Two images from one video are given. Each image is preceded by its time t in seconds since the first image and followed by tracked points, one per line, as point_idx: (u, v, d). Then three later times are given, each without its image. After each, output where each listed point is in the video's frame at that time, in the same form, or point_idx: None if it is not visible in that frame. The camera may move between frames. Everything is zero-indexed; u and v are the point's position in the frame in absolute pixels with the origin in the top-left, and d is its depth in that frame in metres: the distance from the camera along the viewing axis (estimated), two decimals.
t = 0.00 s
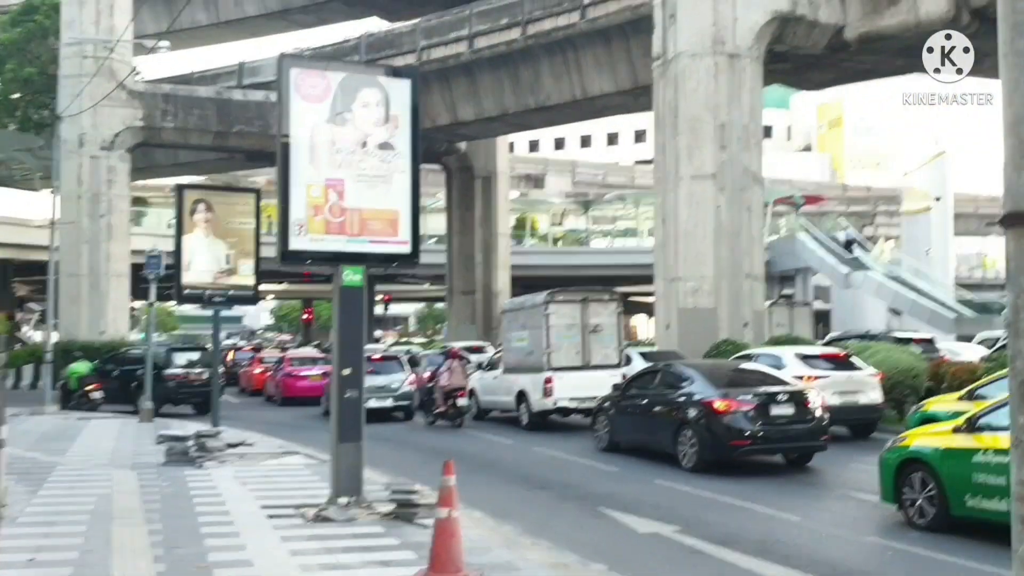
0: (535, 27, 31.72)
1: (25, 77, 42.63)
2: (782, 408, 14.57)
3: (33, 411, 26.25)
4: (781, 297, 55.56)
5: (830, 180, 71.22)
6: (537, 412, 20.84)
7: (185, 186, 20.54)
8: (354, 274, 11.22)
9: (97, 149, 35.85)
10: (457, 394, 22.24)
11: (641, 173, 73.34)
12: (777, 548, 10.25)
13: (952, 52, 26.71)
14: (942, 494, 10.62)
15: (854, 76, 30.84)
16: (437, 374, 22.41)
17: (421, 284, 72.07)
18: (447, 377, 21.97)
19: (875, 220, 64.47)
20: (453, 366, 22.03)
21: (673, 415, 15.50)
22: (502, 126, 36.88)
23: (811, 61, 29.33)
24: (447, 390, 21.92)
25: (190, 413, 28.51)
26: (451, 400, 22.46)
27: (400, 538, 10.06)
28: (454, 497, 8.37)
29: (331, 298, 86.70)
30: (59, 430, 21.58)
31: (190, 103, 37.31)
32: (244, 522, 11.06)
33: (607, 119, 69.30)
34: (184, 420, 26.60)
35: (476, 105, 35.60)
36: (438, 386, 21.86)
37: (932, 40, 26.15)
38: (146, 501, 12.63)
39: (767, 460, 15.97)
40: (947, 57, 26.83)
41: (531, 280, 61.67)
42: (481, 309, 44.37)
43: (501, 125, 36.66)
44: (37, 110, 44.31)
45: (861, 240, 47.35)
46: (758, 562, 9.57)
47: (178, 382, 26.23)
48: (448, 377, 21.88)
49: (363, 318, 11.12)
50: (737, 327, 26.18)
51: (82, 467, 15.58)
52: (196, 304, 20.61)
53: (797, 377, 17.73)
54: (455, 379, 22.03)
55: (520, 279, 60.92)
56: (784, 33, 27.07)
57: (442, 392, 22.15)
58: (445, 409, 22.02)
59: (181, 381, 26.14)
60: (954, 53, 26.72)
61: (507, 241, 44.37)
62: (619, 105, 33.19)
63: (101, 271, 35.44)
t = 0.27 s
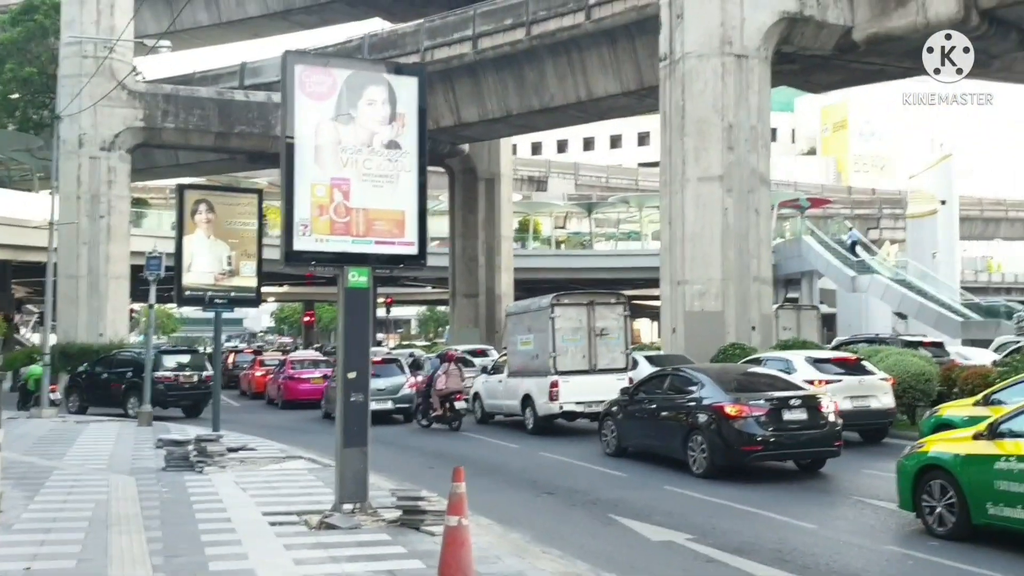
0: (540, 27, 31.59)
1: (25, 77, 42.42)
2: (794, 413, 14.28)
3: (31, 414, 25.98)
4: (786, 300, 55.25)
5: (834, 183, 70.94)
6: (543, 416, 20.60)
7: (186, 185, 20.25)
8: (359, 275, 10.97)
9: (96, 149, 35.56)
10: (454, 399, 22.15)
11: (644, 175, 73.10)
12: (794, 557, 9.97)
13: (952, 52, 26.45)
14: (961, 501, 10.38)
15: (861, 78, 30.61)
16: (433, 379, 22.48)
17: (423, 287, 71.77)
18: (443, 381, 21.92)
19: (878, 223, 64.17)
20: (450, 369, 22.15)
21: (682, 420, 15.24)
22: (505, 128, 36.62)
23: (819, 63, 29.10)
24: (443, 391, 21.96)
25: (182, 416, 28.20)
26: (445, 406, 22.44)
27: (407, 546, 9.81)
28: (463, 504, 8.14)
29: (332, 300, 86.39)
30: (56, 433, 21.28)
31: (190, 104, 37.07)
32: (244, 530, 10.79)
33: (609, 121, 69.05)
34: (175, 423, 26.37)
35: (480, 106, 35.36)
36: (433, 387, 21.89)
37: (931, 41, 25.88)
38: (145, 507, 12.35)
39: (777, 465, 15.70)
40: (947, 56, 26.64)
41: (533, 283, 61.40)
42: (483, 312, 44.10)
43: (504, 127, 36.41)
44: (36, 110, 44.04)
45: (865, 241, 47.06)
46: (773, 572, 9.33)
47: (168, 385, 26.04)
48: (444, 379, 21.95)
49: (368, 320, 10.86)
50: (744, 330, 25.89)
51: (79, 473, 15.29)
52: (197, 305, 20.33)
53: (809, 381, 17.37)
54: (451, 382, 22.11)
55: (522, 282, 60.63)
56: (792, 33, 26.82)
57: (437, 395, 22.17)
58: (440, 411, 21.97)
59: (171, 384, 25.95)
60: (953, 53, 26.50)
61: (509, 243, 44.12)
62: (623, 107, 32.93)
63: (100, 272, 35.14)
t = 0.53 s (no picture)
0: (544, 22, 31.32)
1: (24, 72, 42.12)
2: (808, 414, 14.00)
3: (28, 413, 25.68)
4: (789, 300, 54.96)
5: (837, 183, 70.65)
6: (548, 416, 20.31)
7: (188, 180, 19.98)
8: (367, 270, 10.68)
9: (96, 145, 35.28)
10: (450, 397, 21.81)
11: (646, 174, 72.83)
12: (814, 562, 9.69)
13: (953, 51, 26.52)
14: (984, 504, 10.11)
15: (869, 74, 30.33)
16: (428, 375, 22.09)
17: (424, 286, 71.46)
18: (439, 381, 21.54)
19: (881, 223, 63.90)
20: (447, 368, 21.73)
21: (693, 420, 14.95)
22: (508, 124, 36.34)
23: (827, 59, 28.82)
24: (439, 391, 21.63)
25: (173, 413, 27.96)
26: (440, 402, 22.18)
27: (416, 549, 9.52)
28: (476, 506, 7.85)
29: (332, 299, 86.05)
30: (54, 432, 20.97)
31: (191, 100, 36.81)
32: (248, 532, 10.51)
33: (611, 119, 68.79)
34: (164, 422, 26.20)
35: (483, 102, 35.07)
36: (429, 387, 21.54)
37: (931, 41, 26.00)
38: (144, 509, 12.04)
39: (789, 467, 15.41)
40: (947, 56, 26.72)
41: (535, 282, 61.11)
42: (486, 311, 43.82)
43: (508, 123, 36.14)
44: (35, 106, 43.73)
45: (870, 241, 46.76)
46: None
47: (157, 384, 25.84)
48: (441, 379, 21.56)
49: (376, 317, 10.56)
50: (751, 330, 25.62)
51: (78, 472, 15.01)
52: (197, 302, 20.05)
53: (821, 381, 17.09)
54: (447, 381, 21.74)
55: (524, 281, 60.35)
56: (800, 28, 26.56)
57: (433, 393, 21.84)
58: (436, 411, 21.74)
59: (160, 383, 25.74)
60: (954, 53, 26.64)
61: (512, 242, 43.85)
62: (628, 104, 32.66)
63: (99, 269, 34.83)
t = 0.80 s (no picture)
0: (550, 12, 31.02)
1: (24, 62, 41.83)
2: (824, 410, 13.72)
3: (27, 407, 25.44)
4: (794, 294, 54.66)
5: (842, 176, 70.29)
6: (555, 411, 20.03)
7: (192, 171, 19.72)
8: (376, 262, 10.41)
9: (96, 136, 35.00)
10: (447, 391, 21.70)
11: (650, 167, 72.48)
12: (837, 562, 9.41)
13: (952, 51, 27.31)
14: (1011, 502, 9.84)
15: (880, 64, 30.00)
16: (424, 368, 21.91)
17: (426, 279, 71.14)
18: (436, 376, 21.38)
19: (887, 216, 63.53)
20: (443, 362, 21.59)
21: (706, 416, 14.67)
22: (513, 115, 36.02)
23: (837, 49, 28.52)
24: (436, 385, 21.48)
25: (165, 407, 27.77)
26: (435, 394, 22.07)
27: (428, 548, 9.26)
28: (491, 505, 7.59)
29: (333, 293, 85.75)
30: (54, 426, 20.69)
31: (193, 91, 36.55)
32: (254, 530, 10.24)
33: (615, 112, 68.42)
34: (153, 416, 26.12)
35: (488, 94, 34.75)
36: (426, 381, 21.37)
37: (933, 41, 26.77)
38: (147, 507, 11.76)
39: (803, 464, 15.14)
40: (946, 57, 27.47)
41: (538, 276, 60.79)
42: (490, 305, 43.55)
43: (513, 115, 35.83)
44: (35, 97, 43.42)
45: (877, 234, 46.44)
46: None
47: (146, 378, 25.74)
48: (438, 373, 21.43)
49: (384, 311, 10.28)
50: (760, 324, 25.35)
51: (79, 468, 14.74)
52: (200, 295, 19.81)
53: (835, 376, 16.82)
54: (445, 375, 21.60)
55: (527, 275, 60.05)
56: (811, 18, 26.27)
57: (429, 386, 21.67)
58: (433, 405, 21.61)
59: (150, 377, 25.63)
60: (954, 53, 27.37)
61: (516, 235, 43.57)
62: (635, 95, 32.34)
63: (99, 262, 34.54)
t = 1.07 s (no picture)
0: None
1: (27, 48, 41.65)
2: (842, 400, 13.43)
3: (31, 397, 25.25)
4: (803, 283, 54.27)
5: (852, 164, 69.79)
6: (565, 401, 19.74)
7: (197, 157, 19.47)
8: (385, 250, 10.14)
9: (99, 124, 34.75)
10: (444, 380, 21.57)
11: (658, 155, 72.04)
12: (862, 558, 9.12)
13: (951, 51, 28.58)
14: None
15: (893, 50, 29.61)
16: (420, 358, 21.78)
17: (431, 269, 70.85)
18: (432, 365, 21.25)
19: (898, 205, 63.01)
20: (440, 351, 21.47)
21: (721, 406, 14.39)
22: (520, 102, 35.67)
23: (850, 34, 28.14)
24: (432, 374, 21.34)
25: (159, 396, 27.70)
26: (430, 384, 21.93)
27: (440, 542, 8.99)
28: (507, 498, 7.32)
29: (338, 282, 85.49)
30: (57, 416, 20.46)
31: (197, 77, 36.34)
32: (261, 523, 9.99)
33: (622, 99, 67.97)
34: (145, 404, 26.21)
35: (495, 80, 34.40)
36: (422, 371, 21.20)
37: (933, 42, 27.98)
38: (151, 498, 11.52)
39: (820, 455, 14.86)
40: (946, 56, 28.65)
41: (544, 265, 60.45)
42: (497, 295, 43.26)
43: (521, 101, 35.49)
44: (39, 84, 43.15)
45: (888, 222, 46.02)
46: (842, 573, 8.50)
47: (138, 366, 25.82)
48: (435, 362, 21.29)
49: (394, 299, 10.01)
50: (773, 313, 25.04)
51: (82, 458, 14.51)
52: (205, 283, 19.58)
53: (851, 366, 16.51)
54: (441, 364, 21.47)
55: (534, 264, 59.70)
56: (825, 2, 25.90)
57: (424, 376, 21.52)
58: (429, 394, 21.43)
59: (141, 365, 25.71)
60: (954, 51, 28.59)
61: (523, 224, 43.25)
62: (644, 80, 31.97)
63: (103, 250, 34.30)
